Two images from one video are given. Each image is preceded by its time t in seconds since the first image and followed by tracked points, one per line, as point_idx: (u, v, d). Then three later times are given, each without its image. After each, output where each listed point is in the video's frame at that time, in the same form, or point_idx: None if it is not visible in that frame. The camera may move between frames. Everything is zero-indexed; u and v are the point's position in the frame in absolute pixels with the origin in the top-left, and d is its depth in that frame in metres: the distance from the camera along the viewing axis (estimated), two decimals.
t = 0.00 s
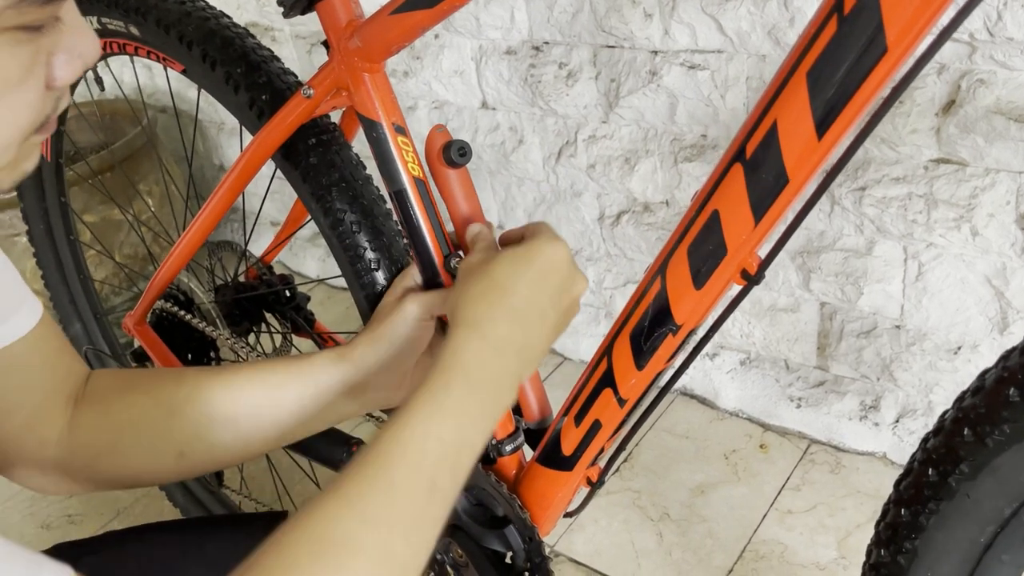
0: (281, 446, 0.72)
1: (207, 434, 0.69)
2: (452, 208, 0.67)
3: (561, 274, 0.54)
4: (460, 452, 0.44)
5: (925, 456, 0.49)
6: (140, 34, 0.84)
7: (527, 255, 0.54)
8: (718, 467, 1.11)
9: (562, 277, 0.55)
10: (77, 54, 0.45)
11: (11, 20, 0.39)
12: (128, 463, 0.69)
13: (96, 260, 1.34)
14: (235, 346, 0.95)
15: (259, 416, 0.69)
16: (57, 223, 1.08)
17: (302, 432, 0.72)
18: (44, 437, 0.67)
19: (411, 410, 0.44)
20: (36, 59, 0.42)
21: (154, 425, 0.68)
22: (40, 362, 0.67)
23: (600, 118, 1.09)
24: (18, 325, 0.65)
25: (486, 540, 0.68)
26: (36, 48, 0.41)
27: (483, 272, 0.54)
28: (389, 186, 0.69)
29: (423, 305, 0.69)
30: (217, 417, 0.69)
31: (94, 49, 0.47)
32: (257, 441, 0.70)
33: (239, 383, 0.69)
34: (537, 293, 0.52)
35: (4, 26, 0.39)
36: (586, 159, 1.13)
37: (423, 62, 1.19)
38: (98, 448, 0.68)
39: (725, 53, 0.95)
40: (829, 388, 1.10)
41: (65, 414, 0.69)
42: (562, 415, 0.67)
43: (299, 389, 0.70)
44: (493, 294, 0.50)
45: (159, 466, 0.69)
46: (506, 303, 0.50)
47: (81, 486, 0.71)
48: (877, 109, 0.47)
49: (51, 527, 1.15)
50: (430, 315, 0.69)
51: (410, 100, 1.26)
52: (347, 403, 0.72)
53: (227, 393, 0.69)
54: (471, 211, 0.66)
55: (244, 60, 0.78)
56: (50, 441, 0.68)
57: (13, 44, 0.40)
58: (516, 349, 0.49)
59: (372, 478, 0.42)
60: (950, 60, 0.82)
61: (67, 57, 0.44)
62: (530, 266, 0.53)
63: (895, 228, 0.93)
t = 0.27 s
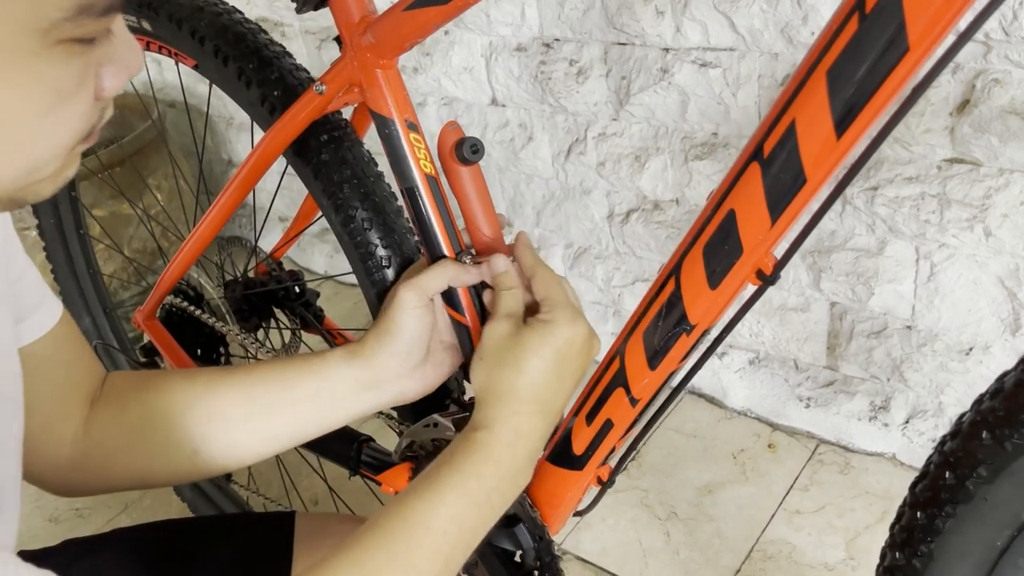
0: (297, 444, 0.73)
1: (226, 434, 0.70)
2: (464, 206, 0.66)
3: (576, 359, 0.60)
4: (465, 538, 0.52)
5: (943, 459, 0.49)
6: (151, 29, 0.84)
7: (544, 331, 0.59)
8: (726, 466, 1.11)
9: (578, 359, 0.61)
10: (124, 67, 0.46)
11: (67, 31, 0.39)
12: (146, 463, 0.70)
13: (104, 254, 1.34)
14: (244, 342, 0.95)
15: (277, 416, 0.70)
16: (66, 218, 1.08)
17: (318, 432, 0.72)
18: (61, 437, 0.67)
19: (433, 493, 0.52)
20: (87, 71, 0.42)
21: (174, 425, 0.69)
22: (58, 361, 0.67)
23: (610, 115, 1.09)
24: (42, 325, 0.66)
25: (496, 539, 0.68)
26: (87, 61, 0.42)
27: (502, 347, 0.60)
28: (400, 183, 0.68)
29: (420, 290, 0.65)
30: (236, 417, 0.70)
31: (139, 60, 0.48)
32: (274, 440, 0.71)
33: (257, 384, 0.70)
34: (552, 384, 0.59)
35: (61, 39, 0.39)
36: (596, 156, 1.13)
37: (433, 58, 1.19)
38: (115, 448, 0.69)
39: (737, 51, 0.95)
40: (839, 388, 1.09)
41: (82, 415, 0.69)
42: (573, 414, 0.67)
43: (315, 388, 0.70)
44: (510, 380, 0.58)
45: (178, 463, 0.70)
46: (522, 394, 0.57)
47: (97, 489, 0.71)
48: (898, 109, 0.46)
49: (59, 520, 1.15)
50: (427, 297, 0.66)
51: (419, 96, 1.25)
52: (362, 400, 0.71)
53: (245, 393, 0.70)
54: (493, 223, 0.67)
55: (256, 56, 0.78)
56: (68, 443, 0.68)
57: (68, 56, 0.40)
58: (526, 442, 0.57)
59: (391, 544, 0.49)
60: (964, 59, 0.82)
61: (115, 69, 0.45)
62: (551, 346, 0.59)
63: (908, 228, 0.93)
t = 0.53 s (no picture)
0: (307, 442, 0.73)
1: (236, 432, 0.70)
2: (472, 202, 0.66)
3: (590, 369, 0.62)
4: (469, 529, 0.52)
5: (957, 460, 0.48)
6: (160, 21, 0.84)
7: (568, 344, 0.61)
8: (734, 464, 1.11)
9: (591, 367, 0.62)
10: (146, 71, 0.46)
11: (91, 38, 0.40)
12: (157, 459, 0.70)
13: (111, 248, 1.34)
14: (251, 337, 0.95)
15: (287, 414, 0.70)
16: (74, 211, 1.08)
17: (329, 430, 0.72)
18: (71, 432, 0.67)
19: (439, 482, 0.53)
20: (109, 76, 0.42)
21: (184, 422, 0.69)
22: (68, 355, 0.67)
23: (619, 111, 1.08)
24: (51, 321, 0.66)
25: (503, 536, 0.67)
26: (109, 67, 0.42)
27: (523, 352, 0.60)
28: (408, 177, 0.68)
29: (450, 299, 0.65)
30: (246, 415, 0.70)
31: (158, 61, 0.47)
32: (285, 438, 0.71)
33: (268, 382, 0.70)
34: (561, 389, 0.60)
35: (85, 45, 0.40)
36: (605, 152, 1.12)
37: (441, 53, 1.19)
38: (125, 444, 0.69)
39: (748, 46, 0.94)
40: (847, 387, 1.09)
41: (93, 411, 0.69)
42: (581, 411, 0.66)
43: (326, 387, 0.70)
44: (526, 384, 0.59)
45: (188, 460, 0.70)
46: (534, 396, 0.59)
47: (107, 484, 0.71)
48: (914, 104, 0.45)
49: (65, 513, 1.15)
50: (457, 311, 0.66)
51: (427, 91, 1.25)
52: (373, 399, 0.71)
53: (257, 392, 0.70)
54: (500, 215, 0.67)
55: (264, 49, 0.78)
56: (79, 438, 0.68)
57: (90, 62, 0.41)
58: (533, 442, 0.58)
59: (397, 527, 0.50)
60: (978, 56, 0.81)
61: (136, 74, 0.45)
62: (568, 356, 0.60)
63: (919, 226, 0.92)
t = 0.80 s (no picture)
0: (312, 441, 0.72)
1: (241, 430, 0.69)
2: (482, 200, 0.65)
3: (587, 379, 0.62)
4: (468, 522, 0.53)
5: (974, 464, 0.48)
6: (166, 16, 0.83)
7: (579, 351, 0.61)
8: (742, 464, 1.10)
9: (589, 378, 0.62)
10: (153, 69, 0.45)
11: (98, 38, 0.39)
12: (162, 458, 0.69)
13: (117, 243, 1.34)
14: (257, 334, 0.95)
15: (292, 411, 0.69)
16: (80, 206, 1.07)
17: (334, 428, 0.71)
18: (76, 429, 0.67)
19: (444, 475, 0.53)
20: (115, 76, 0.42)
21: (189, 420, 0.69)
22: (73, 352, 0.67)
23: (628, 107, 1.07)
24: (56, 317, 0.66)
25: (510, 537, 0.67)
26: (116, 66, 0.41)
27: (534, 355, 0.60)
28: (417, 175, 0.67)
29: (457, 301, 0.64)
30: (251, 413, 0.69)
31: (167, 59, 0.47)
32: (291, 437, 0.70)
33: (273, 381, 0.70)
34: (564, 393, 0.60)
35: (91, 45, 0.39)
36: (613, 149, 1.11)
37: (449, 48, 1.18)
38: (130, 442, 0.69)
39: (759, 43, 0.93)
40: (857, 386, 1.08)
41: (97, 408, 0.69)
42: (591, 411, 0.66)
43: (332, 385, 0.70)
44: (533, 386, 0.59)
45: (194, 459, 0.70)
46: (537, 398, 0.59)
47: (112, 481, 0.71)
48: (934, 102, 0.45)
49: (71, 509, 1.15)
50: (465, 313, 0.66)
51: (435, 87, 1.24)
52: (379, 398, 0.70)
53: (263, 391, 0.69)
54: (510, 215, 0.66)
55: (272, 44, 0.77)
56: (84, 436, 0.68)
57: (97, 62, 0.40)
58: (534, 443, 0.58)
59: (392, 518, 0.50)
60: (993, 53, 0.80)
61: (143, 71, 0.44)
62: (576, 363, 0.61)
63: (931, 225, 0.91)
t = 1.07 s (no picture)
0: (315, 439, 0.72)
1: (244, 428, 0.69)
2: (486, 197, 0.65)
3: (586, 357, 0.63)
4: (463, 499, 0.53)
5: (983, 467, 0.47)
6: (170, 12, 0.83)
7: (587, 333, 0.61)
8: (747, 463, 1.10)
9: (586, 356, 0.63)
10: (162, 67, 0.45)
11: (109, 38, 0.39)
12: (165, 455, 0.69)
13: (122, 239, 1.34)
14: (261, 331, 0.94)
15: (294, 410, 0.69)
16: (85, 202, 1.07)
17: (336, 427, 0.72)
18: (78, 426, 0.67)
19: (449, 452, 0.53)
20: (125, 75, 0.41)
21: (193, 417, 0.69)
22: (77, 348, 0.67)
23: (634, 105, 1.07)
24: (60, 312, 0.65)
25: (514, 536, 0.67)
26: (126, 66, 0.41)
27: (540, 330, 0.59)
28: (421, 172, 0.67)
29: (462, 300, 0.65)
30: (254, 411, 0.69)
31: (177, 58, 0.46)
32: (293, 435, 0.70)
33: (276, 378, 0.69)
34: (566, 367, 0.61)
35: (102, 45, 0.39)
36: (619, 147, 1.11)
37: (454, 45, 1.17)
38: (134, 440, 0.68)
39: (766, 40, 0.92)
40: (863, 386, 1.07)
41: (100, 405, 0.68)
42: (595, 411, 0.65)
43: (335, 383, 0.70)
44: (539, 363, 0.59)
45: (196, 456, 0.70)
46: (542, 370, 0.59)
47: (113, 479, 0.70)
48: (945, 100, 0.44)
49: (74, 504, 1.15)
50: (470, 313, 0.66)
51: (440, 84, 1.24)
52: (382, 397, 0.70)
53: (266, 389, 0.69)
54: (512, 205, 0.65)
55: (276, 40, 0.77)
56: (86, 433, 0.67)
57: (107, 62, 0.40)
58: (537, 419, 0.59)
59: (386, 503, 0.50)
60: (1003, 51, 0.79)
61: (152, 70, 0.44)
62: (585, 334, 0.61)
63: (939, 224, 0.90)
